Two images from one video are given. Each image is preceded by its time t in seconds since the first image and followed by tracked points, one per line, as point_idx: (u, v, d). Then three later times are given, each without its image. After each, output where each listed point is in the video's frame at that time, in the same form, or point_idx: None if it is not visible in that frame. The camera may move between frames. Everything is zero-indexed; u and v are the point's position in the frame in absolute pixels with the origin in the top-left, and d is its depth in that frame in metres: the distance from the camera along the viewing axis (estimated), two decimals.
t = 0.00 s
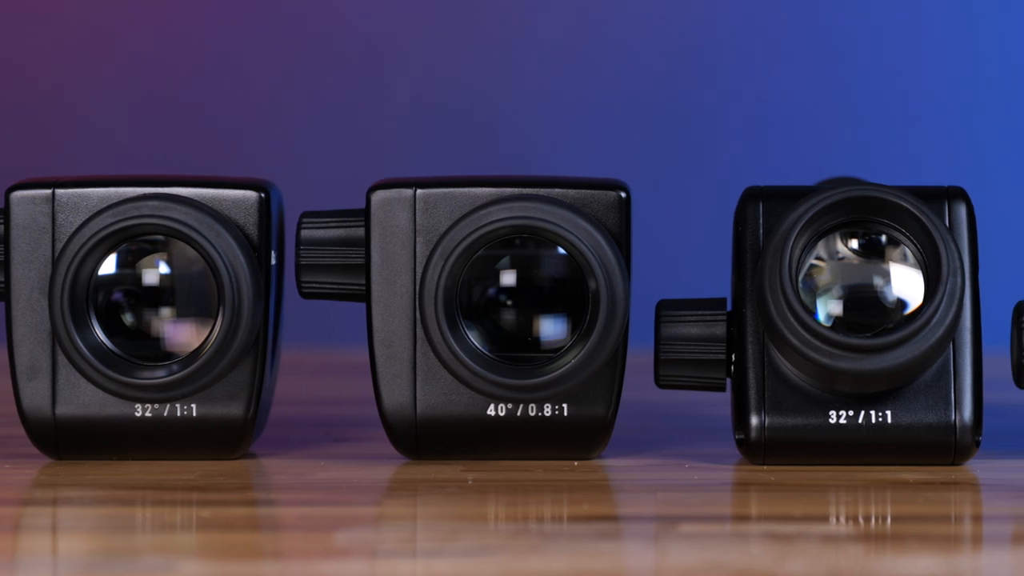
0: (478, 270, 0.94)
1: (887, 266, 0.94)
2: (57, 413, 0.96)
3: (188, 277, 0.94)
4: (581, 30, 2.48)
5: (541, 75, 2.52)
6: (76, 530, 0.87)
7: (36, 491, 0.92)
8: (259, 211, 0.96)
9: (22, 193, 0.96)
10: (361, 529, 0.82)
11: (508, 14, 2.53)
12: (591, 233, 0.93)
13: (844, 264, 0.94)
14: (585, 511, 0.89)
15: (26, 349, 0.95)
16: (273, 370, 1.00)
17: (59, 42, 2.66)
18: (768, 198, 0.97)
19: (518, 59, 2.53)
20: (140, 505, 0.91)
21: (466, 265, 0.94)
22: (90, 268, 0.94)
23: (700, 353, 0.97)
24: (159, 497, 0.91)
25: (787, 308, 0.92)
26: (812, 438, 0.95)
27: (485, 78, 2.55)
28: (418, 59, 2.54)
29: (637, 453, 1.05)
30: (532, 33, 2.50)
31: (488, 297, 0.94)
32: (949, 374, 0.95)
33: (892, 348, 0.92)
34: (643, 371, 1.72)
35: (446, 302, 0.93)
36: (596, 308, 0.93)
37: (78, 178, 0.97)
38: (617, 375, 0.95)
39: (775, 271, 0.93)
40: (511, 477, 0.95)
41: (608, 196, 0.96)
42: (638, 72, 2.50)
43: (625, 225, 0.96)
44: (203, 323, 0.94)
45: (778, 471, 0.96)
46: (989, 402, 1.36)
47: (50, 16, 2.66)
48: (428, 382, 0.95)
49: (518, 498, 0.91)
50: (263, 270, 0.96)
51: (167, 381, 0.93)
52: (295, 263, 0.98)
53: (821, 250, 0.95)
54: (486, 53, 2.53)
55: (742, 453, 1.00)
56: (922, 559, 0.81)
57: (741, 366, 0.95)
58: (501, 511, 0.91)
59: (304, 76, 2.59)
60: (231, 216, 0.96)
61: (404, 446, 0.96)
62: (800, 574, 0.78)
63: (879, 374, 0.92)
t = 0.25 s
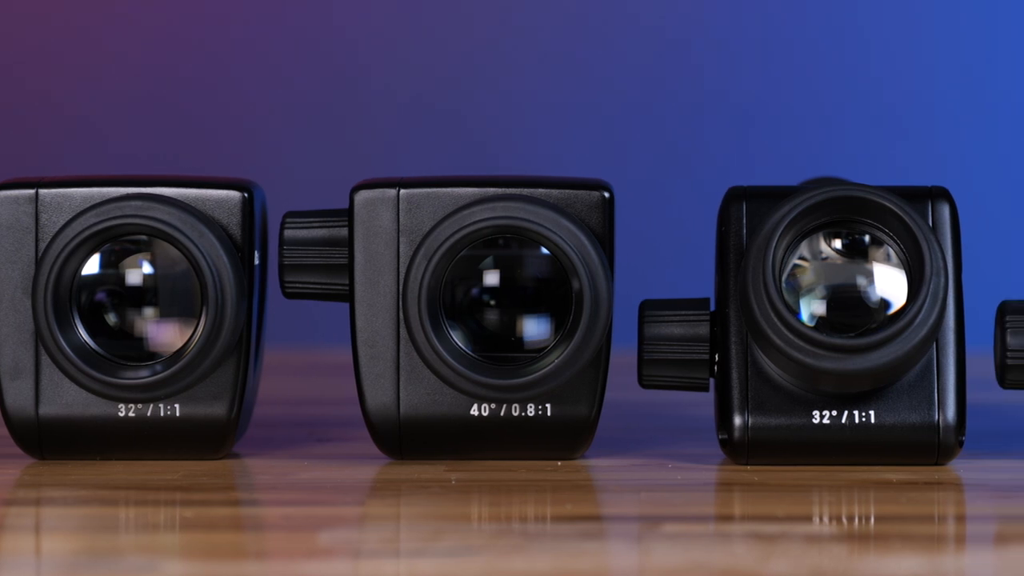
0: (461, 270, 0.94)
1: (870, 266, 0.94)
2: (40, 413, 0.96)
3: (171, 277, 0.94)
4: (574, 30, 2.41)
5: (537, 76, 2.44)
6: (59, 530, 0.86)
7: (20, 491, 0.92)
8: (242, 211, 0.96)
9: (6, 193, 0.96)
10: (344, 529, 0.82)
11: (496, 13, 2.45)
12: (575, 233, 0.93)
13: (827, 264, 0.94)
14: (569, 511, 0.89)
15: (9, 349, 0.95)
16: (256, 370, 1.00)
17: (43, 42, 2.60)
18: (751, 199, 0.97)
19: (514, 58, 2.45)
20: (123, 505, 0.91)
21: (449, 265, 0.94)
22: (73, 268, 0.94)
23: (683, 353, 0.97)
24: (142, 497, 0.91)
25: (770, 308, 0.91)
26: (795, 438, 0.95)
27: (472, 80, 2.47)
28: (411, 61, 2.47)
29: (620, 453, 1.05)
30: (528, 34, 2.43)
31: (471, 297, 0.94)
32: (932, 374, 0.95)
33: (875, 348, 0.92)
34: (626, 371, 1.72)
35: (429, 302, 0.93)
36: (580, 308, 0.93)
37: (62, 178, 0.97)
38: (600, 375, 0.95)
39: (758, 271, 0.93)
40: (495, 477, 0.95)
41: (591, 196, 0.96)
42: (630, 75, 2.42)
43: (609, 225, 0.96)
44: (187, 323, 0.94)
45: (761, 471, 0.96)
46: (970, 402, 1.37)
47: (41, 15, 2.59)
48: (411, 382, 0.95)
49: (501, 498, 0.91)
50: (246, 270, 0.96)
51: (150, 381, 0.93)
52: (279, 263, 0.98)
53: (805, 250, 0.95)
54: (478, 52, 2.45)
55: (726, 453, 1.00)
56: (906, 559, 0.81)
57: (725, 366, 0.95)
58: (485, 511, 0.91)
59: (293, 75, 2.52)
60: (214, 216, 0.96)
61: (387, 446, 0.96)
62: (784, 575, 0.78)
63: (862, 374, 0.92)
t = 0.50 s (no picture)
0: (444, 270, 0.94)
1: (853, 266, 0.94)
2: (23, 413, 0.96)
3: (154, 277, 0.94)
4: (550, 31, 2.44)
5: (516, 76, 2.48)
6: (42, 530, 0.86)
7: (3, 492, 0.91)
8: (225, 211, 0.96)
9: None
10: (327, 529, 0.82)
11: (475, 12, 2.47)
12: (558, 233, 0.94)
13: (810, 264, 0.94)
14: (552, 511, 0.89)
15: None
16: (239, 370, 1.01)
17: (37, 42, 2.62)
18: (734, 199, 0.97)
19: (496, 59, 2.48)
20: (106, 505, 0.91)
21: (433, 266, 0.94)
22: (56, 268, 0.94)
23: (666, 353, 0.97)
24: (125, 497, 0.91)
25: (753, 308, 0.91)
26: (778, 438, 0.95)
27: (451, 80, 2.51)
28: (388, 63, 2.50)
29: (603, 453, 1.05)
30: (505, 34, 2.47)
31: (454, 297, 0.94)
32: (916, 374, 0.95)
33: (858, 348, 0.92)
34: (609, 370, 1.72)
35: (413, 302, 0.93)
36: (563, 308, 0.94)
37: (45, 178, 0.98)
38: (583, 375, 0.95)
39: (741, 271, 0.93)
40: (478, 477, 0.95)
41: (575, 196, 0.96)
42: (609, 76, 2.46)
43: (592, 225, 0.96)
44: (170, 323, 0.94)
45: (744, 471, 0.96)
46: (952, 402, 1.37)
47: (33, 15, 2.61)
48: (394, 382, 0.95)
49: (484, 498, 0.91)
50: (229, 270, 0.96)
51: (133, 381, 0.93)
52: (262, 263, 0.98)
53: (788, 250, 0.95)
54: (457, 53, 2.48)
55: (709, 453, 1.00)
56: (888, 558, 0.81)
57: (708, 366, 0.95)
58: (468, 511, 0.91)
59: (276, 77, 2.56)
60: (197, 216, 0.96)
61: (370, 446, 0.96)
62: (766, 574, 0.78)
63: (845, 374, 0.92)
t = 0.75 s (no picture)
0: (427, 270, 0.94)
1: (836, 266, 0.94)
2: (6, 413, 0.96)
3: (137, 277, 0.94)
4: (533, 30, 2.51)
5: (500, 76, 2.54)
6: (25, 530, 0.86)
7: None
8: (208, 211, 0.96)
9: None
10: (311, 529, 0.82)
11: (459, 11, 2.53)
12: (541, 233, 0.94)
13: (793, 264, 0.94)
14: (535, 511, 0.89)
15: None
16: (223, 370, 1.01)
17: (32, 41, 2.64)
18: (717, 199, 0.97)
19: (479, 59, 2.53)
20: (90, 505, 0.91)
21: (416, 266, 0.94)
22: (39, 268, 0.94)
23: (649, 353, 0.97)
24: (109, 497, 0.90)
25: (737, 308, 0.91)
26: (761, 438, 0.95)
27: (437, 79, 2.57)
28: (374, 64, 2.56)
29: (586, 453, 1.05)
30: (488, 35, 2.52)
31: (438, 297, 0.94)
32: (899, 374, 0.95)
33: (841, 348, 0.92)
34: (591, 370, 1.73)
35: (396, 302, 0.93)
36: (546, 308, 0.94)
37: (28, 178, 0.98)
38: (566, 375, 0.95)
39: (724, 271, 0.93)
40: (461, 477, 0.95)
41: (557, 196, 0.96)
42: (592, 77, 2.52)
43: (575, 225, 0.96)
44: (153, 323, 0.94)
45: (727, 471, 0.96)
46: (934, 402, 1.38)
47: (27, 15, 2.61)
48: (377, 382, 0.95)
49: (468, 498, 0.91)
50: (212, 270, 0.96)
51: (116, 381, 0.93)
52: (245, 263, 0.98)
53: (771, 250, 0.95)
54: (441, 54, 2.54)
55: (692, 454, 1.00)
56: (872, 558, 0.81)
57: (691, 366, 0.95)
58: (451, 511, 0.91)
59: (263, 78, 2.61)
60: (180, 216, 0.96)
61: (353, 446, 0.96)
62: (750, 574, 0.78)
63: (828, 374, 0.92)
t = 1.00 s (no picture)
0: (410, 270, 0.94)
1: (819, 266, 0.94)
2: None
3: (120, 277, 0.94)
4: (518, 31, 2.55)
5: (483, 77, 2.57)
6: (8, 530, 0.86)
7: None
8: (191, 211, 0.96)
9: None
10: (293, 529, 0.82)
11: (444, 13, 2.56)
12: (523, 233, 0.94)
13: (776, 264, 0.94)
14: (518, 511, 0.89)
15: None
16: (206, 370, 1.01)
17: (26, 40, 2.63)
18: (699, 198, 0.97)
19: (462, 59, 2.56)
20: (73, 505, 0.91)
21: (398, 266, 0.94)
22: (22, 268, 0.93)
23: (632, 353, 0.97)
24: (92, 497, 0.90)
25: (719, 308, 0.91)
26: (744, 438, 0.95)
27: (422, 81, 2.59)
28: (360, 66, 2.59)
29: (570, 453, 1.05)
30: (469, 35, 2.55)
31: (420, 297, 0.94)
32: (882, 374, 0.95)
33: (824, 347, 0.92)
34: (575, 372, 1.73)
35: (378, 302, 0.93)
36: (529, 308, 0.94)
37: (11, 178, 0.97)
38: (549, 375, 0.95)
39: (707, 271, 0.93)
40: (445, 477, 0.95)
41: (540, 196, 0.96)
42: (576, 77, 2.55)
43: (558, 225, 0.96)
44: (136, 323, 0.94)
45: (710, 471, 0.96)
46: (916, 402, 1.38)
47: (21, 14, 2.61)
48: (360, 382, 0.95)
49: (450, 498, 0.91)
50: (195, 270, 0.96)
51: (99, 381, 0.93)
52: (227, 263, 0.98)
53: (753, 250, 0.95)
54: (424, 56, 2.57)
55: (676, 453, 1.00)
56: (854, 558, 0.81)
57: (674, 366, 0.95)
58: (434, 511, 0.91)
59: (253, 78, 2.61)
60: (163, 216, 0.96)
61: (336, 445, 0.96)
62: (733, 575, 0.78)
63: (812, 374, 0.92)
